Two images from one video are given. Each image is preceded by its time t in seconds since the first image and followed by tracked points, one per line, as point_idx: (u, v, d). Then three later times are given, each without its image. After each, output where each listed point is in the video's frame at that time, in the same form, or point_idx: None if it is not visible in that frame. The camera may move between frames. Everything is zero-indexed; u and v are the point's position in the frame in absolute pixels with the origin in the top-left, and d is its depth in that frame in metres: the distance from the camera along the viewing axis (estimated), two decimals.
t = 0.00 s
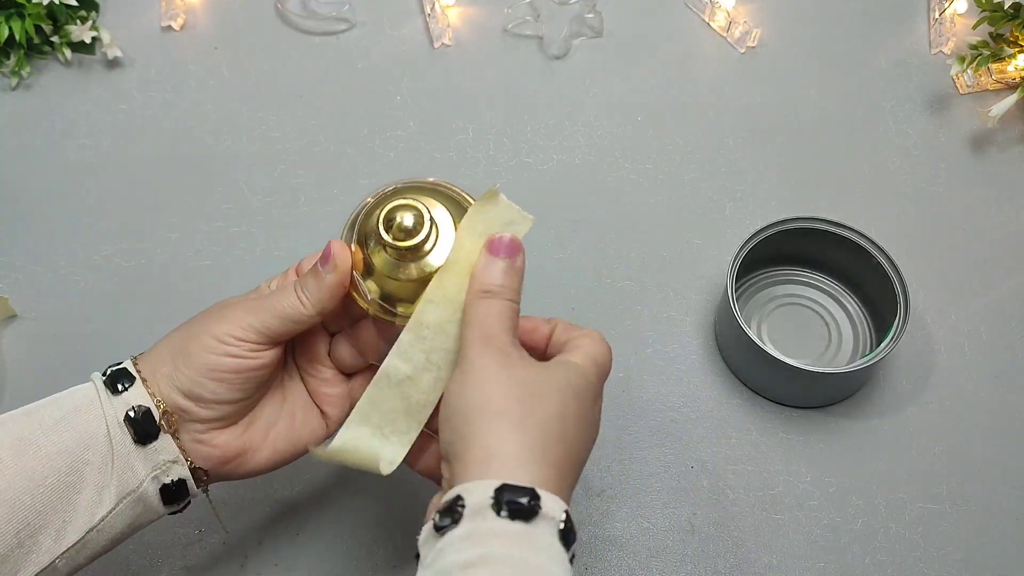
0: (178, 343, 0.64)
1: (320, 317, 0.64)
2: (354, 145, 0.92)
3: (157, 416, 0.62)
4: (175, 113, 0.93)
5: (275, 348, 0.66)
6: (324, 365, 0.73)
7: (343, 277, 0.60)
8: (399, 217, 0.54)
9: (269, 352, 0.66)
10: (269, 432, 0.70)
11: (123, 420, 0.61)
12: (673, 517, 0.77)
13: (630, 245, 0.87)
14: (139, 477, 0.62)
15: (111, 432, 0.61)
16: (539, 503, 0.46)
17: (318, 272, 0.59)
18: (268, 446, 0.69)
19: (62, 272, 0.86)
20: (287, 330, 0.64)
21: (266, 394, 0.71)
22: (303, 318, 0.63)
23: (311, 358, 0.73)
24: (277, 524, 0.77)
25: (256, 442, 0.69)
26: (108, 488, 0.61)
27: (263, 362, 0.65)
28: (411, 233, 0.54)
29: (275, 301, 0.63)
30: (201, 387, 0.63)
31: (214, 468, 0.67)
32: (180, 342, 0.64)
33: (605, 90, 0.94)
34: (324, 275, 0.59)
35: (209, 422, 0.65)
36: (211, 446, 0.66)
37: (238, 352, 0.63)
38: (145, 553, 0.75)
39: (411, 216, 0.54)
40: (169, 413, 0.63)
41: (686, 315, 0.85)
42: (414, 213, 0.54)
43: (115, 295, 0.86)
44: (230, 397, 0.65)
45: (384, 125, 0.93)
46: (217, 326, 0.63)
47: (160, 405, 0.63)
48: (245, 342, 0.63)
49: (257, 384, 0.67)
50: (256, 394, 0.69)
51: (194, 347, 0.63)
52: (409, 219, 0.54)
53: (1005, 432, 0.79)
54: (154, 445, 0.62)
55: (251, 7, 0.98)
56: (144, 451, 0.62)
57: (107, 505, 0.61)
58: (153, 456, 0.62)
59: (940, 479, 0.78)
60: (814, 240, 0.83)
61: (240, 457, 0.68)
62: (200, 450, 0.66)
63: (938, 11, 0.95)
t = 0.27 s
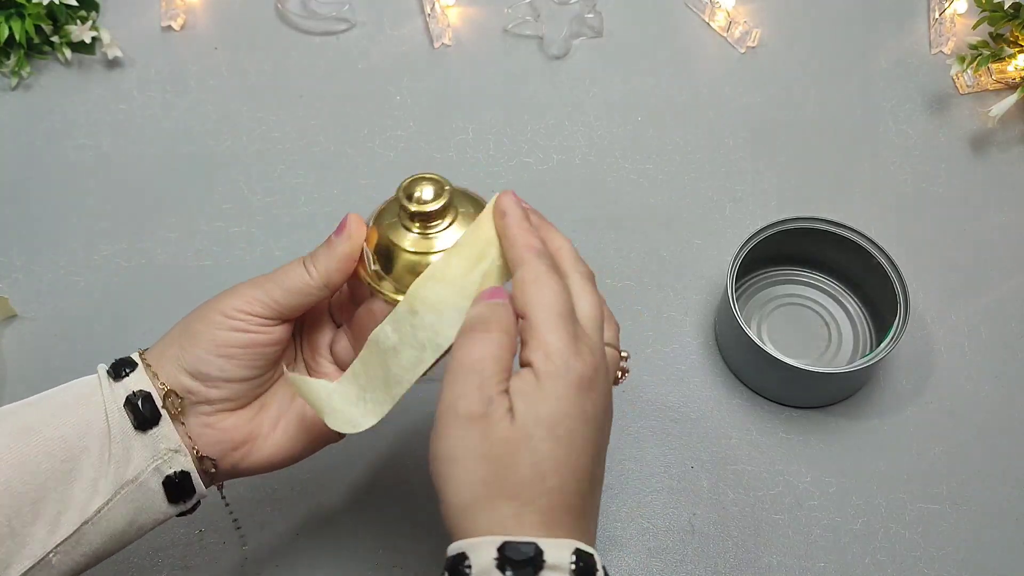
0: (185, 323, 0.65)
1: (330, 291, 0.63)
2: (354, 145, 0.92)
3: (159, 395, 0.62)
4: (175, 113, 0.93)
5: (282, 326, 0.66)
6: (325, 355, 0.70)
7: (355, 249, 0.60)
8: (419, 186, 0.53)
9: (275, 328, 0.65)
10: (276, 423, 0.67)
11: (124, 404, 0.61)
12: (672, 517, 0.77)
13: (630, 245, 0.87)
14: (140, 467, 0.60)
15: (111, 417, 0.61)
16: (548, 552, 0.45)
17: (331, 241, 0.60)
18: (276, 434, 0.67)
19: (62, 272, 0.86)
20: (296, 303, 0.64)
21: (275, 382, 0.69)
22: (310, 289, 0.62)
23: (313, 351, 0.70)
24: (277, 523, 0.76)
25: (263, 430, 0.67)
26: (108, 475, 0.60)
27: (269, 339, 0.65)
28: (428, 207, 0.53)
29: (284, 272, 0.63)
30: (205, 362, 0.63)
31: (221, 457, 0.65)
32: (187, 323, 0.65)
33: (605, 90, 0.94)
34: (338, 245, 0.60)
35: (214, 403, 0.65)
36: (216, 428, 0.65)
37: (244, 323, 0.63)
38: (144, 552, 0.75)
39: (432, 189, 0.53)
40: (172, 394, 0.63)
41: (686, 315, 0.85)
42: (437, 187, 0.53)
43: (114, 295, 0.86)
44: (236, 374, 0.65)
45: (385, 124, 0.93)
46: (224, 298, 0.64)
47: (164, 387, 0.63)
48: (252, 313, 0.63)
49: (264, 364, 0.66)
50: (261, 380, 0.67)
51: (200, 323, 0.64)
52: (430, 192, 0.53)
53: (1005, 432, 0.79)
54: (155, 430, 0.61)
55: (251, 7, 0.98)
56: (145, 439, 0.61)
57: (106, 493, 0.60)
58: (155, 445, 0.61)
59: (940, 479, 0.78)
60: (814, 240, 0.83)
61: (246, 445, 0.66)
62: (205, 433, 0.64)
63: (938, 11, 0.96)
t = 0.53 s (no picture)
0: (176, 274, 0.59)
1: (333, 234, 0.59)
2: (353, 144, 0.92)
3: (166, 362, 0.57)
4: (175, 113, 0.93)
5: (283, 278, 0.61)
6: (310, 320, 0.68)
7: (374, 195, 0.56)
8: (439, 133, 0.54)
9: (283, 278, 0.62)
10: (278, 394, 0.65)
11: (82, 395, 0.54)
12: (672, 517, 0.77)
13: (630, 245, 0.87)
14: (111, 470, 0.54)
15: (68, 412, 0.54)
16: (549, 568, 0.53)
17: (352, 181, 0.55)
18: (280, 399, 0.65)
19: (62, 272, 0.86)
20: (303, 245, 0.60)
21: (264, 348, 0.65)
22: (320, 231, 0.58)
23: (291, 322, 0.66)
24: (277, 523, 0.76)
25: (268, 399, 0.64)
26: (74, 478, 0.55)
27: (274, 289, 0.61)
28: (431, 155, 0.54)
29: (284, 215, 0.58)
30: (216, 318, 0.59)
31: (234, 427, 0.62)
32: (179, 277, 0.59)
33: (605, 90, 0.94)
34: (358, 184, 0.55)
35: (223, 368, 0.61)
36: (229, 394, 0.62)
37: (253, 270, 0.59)
38: (143, 552, 0.75)
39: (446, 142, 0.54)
40: (178, 360, 0.58)
41: (686, 315, 0.85)
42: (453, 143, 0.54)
43: (114, 295, 0.85)
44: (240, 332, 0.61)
45: (384, 124, 0.93)
46: (226, 245, 0.59)
47: (164, 351, 0.57)
48: (263, 258, 0.60)
49: (268, 324, 0.63)
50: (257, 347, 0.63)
51: (202, 273, 0.59)
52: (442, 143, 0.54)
53: (1004, 432, 0.79)
54: (125, 426, 0.54)
55: (251, 7, 0.98)
56: (110, 432, 0.54)
57: (74, 498, 0.54)
58: (125, 443, 0.55)
59: (939, 479, 0.78)
60: (814, 240, 0.84)
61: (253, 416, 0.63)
62: (217, 402, 0.61)
63: (938, 11, 0.96)
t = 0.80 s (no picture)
0: (139, 291, 0.57)
1: (309, 238, 0.58)
2: (353, 144, 0.92)
3: (132, 384, 0.55)
4: (175, 113, 0.93)
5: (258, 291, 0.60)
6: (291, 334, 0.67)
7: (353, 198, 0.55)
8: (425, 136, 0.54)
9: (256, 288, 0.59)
10: (260, 411, 0.63)
11: (47, 425, 0.53)
12: (672, 517, 0.77)
13: (630, 245, 0.87)
14: (78, 501, 0.53)
15: (31, 442, 0.53)
16: None
17: (330, 186, 0.54)
18: (260, 419, 0.63)
19: (62, 272, 0.86)
20: (275, 249, 0.58)
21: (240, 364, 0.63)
22: (292, 231, 0.57)
23: (271, 332, 0.66)
24: (277, 523, 0.76)
25: (247, 418, 0.61)
26: (40, 510, 0.53)
27: (249, 302, 0.59)
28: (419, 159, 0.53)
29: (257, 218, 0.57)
30: (183, 336, 0.56)
31: (209, 452, 0.59)
32: (143, 293, 0.57)
33: (605, 90, 0.94)
34: (337, 188, 0.54)
35: (193, 389, 0.58)
36: (199, 419, 0.58)
37: (223, 280, 0.57)
38: (143, 552, 0.75)
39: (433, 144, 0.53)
40: (145, 382, 0.56)
41: (686, 315, 0.85)
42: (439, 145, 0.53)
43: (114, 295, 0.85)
44: (219, 351, 0.58)
45: (384, 124, 0.93)
46: (193, 256, 0.57)
47: (130, 374, 0.55)
48: (234, 266, 0.57)
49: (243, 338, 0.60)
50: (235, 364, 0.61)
51: (168, 287, 0.57)
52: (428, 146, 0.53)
53: (1005, 432, 0.79)
54: (91, 456, 0.53)
55: (251, 7, 0.98)
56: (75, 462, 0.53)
57: (40, 532, 0.53)
58: (92, 473, 0.53)
59: (939, 479, 0.78)
60: (814, 240, 0.84)
61: (239, 437, 0.60)
62: (189, 427, 0.58)
63: (937, 11, 0.96)
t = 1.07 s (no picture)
0: (139, 276, 0.58)
1: (304, 226, 0.60)
2: (353, 144, 0.92)
3: (134, 363, 0.55)
4: (175, 113, 0.93)
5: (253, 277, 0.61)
6: (286, 327, 0.68)
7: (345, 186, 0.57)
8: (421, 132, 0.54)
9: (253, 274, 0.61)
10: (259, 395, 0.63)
11: (49, 407, 0.53)
12: (672, 517, 0.77)
13: (630, 244, 0.87)
14: (80, 481, 0.52)
15: (33, 425, 0.53)
16: None
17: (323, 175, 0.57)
18: (258, 403, 0.63)
19: (61, 271, 0.86)
20: (272, 236, 0.59)
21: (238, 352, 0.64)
22: (288, 217, 0.59)
23: (268, 324, 0.67)
24: (276, 523, 0.76)
25: (246, 402, 0.62)
26: (42, 492, 0.53)
27: (247, 286, 0.60)
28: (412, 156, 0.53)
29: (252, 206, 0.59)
30: (185, 317, 0.57)
31: (208, 434, 0.59)
32: (142, 278, 0.58)
33: (605, 90, 0.94)
34: (330, 177, 0.57)
35: (195, 369, 0.58)
36: (199, 401, 0.59)
37: (222, 264, 0.58)
38: (142, 553, 0.75)
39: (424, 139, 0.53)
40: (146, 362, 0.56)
41: (686, 315, 0.85)
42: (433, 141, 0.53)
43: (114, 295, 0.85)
44: (219, 333, 0.59)
45: (384, 124, 0.93)
46: (192, 241, 0.58)
47: (131, 355, 0.55)
48: (233, 251, 0.59)
49: (240, 322, 0.61)
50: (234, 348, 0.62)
51: (168, 270, 0.57)
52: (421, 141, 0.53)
53: (1005, 432, 0.79)
54: (92, 436, 0.53)
55: (251, 7, 0.98)
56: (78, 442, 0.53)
57: (40, 516, 0.52)
58: (94, 454, 0.53)
59: (940, 479, 0.78)
60: (815, 240, 0.84)
61: (238, 418, 0.61)
62: (190, 409, 0.58)
63: (938, 11, 0.96)
